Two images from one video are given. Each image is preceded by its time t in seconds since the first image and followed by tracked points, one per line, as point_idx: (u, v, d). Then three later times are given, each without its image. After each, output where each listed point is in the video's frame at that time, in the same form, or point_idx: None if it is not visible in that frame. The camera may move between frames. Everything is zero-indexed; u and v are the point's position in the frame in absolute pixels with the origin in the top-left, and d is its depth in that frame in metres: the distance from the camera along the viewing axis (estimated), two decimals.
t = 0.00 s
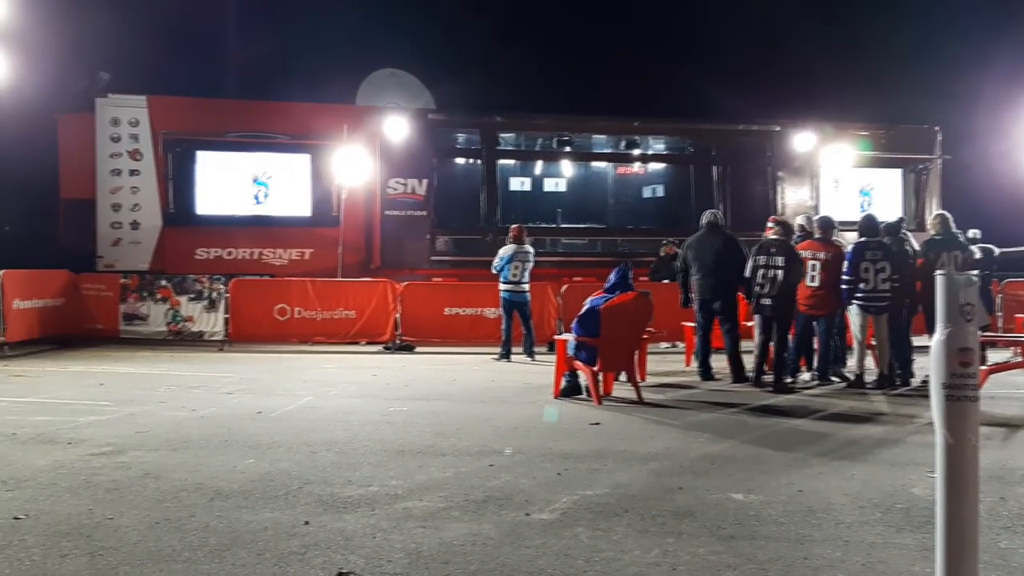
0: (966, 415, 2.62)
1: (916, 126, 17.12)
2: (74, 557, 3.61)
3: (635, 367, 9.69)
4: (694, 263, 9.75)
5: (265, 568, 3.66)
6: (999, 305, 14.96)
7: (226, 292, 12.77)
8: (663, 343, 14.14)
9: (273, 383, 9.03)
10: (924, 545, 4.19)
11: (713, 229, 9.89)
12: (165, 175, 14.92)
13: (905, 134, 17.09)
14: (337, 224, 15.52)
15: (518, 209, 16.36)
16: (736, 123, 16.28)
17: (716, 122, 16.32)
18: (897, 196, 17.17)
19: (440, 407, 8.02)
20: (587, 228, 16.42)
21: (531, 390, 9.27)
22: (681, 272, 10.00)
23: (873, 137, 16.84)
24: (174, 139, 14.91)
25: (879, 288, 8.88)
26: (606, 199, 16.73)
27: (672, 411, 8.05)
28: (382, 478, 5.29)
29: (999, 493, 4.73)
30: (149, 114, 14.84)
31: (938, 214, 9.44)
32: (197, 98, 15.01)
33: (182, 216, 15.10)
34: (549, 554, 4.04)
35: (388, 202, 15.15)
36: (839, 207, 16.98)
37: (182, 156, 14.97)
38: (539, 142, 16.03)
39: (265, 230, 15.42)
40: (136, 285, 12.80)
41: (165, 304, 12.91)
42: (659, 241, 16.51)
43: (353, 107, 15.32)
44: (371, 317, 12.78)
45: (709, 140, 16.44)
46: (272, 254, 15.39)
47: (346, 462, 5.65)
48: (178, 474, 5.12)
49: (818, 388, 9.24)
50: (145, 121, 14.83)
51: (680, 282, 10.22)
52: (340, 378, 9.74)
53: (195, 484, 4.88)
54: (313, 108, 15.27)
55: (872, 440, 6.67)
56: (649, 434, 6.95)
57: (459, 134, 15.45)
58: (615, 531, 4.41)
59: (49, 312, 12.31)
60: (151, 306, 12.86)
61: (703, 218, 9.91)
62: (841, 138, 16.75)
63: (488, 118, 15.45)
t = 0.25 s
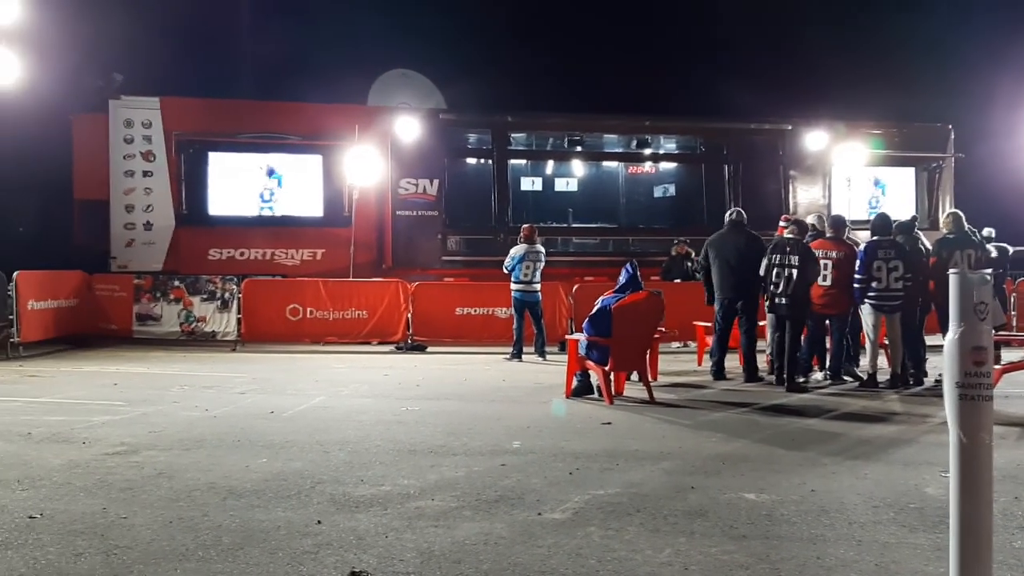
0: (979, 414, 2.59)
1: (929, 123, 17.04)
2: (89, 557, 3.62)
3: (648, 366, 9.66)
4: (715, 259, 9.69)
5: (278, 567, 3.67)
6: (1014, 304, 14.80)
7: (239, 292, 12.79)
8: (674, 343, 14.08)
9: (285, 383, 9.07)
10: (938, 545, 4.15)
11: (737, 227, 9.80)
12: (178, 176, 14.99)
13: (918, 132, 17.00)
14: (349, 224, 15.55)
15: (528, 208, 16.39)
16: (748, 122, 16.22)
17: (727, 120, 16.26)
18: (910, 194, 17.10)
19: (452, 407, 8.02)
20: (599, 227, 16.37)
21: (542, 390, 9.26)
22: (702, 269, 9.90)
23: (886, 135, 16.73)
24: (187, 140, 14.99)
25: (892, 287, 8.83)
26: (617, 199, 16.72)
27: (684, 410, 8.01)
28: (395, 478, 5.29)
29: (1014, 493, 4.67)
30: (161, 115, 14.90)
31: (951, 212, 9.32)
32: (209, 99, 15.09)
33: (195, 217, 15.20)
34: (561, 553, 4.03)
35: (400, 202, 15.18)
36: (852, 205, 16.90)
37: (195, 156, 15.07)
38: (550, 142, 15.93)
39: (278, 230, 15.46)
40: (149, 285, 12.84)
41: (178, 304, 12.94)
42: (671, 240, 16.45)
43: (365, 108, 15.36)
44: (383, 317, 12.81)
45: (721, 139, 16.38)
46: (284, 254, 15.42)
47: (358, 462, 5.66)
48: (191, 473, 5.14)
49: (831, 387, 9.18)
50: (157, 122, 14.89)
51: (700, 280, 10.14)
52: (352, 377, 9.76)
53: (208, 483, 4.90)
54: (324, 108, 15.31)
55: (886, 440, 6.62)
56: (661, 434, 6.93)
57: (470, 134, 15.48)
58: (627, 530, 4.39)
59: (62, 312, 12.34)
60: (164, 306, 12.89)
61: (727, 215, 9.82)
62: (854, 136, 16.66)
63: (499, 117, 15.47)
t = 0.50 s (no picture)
0: (988, 414, 2.56)
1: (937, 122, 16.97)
2: (98, 555, 3.63)
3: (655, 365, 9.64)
4: (729, 256, 9.67)
5: (287, 565, 3.68)
6: None
7: (247, 291, 12.80)
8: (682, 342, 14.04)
9: (293, 382, 9.08)
10: (947, 544, 4.13)
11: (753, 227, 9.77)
12: (186, 175, 15.04)
13: (927, 130, 16.93)
14: (356, 223, 15.57)
15: (536, 207, 16.36)
16: (756, 121, 16.18)
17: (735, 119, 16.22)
18: (918, 192, 17.04)
19: (459, 406, 8.02)
20: (607, 226, 16.33)
21: (550, 389, 9.24)
22: (715, 267, 9.87)
23: (894, 134, 16.69)
24: (195, 139, 15.03)
25: (900, 285, 8.77)
26: (624, 199, 16.57)
27: (692, 409, 7.99)
28: (403, 476, 5.29)
29: None
30: (169, 115, 14.95)
31: (959, 211, 9.32)
32: (217, 99, 15.13)
33: (203, 216, 15.24)
34: (569, 552, 4.03)
35: (408, 201, 15.17)
36: (861, 204, 16.83)
37: (203, 156, 15.10)
38: (557, 141, 15.99)
39: (286, 230, 15.49)
40: (158, 284, 12.89)
41: (187, 304, 12.96)
42: (679, 239, 16.40)
43: (373, 107, 15.38)
44: (390, 315, 12.81)
45: (729, 138, 16.33)
46: (292, 254, 15.45)
47: (366, 460, 5.66)
48: (200, 471, 5.15)
49: (840, 386, 9.13)
50: (165, 122, 14.93)
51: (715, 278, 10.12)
52: (360, 376, 9.76)
53: (216, 481, 4.92)
54: (332, 108, 15.35)
55: (895, 439, 6.58)
56: (670, 433, 6.91)
57: (478, 134, 15.51)
58: (635, 529, 4.38)
59: (71, 311, 12.38)
60: (172, 305, 12.92)
61: (745, 214, 9.80)
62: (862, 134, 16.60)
63: (506, 117, 15.47)
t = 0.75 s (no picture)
0: (997, 415, 2.54)
1: (947, 120, 16.86)
2: (108, 553, 3.64)
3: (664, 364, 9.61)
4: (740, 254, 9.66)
5: (296, 563, 3.69)
6: None
7: (256, 290, 12.81)
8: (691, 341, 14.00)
9: (302, 381, 9.11)
10: (957, 544, 4.10)
11: (766, 225, 9.72)
12: (196, 175, 15.09)
13: (936, 129, 16.84)
14: (365, 222, 15.61)
15: (544, 206, 16.38)
16: (764, 120, 16.13)
17: (744, 118, 16.17)
18: (927, 191, 16.93)
19: (468, 405, 8.02)
20: (615, 225, 16.29)
21: (558, 388, 9.23)
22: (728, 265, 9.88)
23: (903, 132, 16.62)
24: (204, 139, 15.10)
25: (910, 284, 8.70)
26: (633, 197, 16.59)
27: (701, 409, 7.97)
28: (411, 475, 5.30)
29: None
30: (178, 115, 15.01)
31: (971, 211, 9.26)
32: (226, 99, 15.18)
33: (212, 216, 15.29)
34: (577, 551, 4.02)
35: (416, 200, 15.24)
36: (870, 203, 16.73)
37: (212, 155, 15.16)
38: (566, 140, 15.95)
39: (294, 229, 15.52)
40: (168, 283, 12.96)
41: (196, 303, 12.98)
42: (687, 238, 16.35)
43: (381, 106, 15.38)
44: (399, 314, 12.82)
45: (737, 136, 16.29)
46: (301, 253, 15.47)
47: (374, 459, 5.67)
48: (209, 470, 5.17)
49: (849, 386, 9.07)
50: (175, 122, 14.99)
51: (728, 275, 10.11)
52: (368, 375, 9.78)
53: (225, 480, 4.93)
54: (341, 107, 15.37)
55: (904, 438, 6.54)
56: (678, 432, 6.89)
57: (486, 133, 15.53)
58: (643, 528, 4.37)
59: (81, 310, 12.43)
60: (182, 304, 12.97)
61: (758, 212, 9.76)
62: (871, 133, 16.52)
63: (514, 116, 15.47)
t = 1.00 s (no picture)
0: (1007, 414, 2.52)
1: (955, 119, 16.80)
2: (115, 551, 3.65)
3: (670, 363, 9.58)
4: (749, 254, 9.65)
5: (303, 561, 3.69)
6: None
7: (263, 289, 12.85)
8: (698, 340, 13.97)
9: (309, 380, 9.12)
10: (965, 544, 4.08)
11: (774, 224, 9.65)
12: (203, 174, 15.12)
13: (944, 127, 16.79)
14: (372, 221, 15.63)
15: (551, 204, 16.40)
16: (771, 118, 16.11)
17: (751, 117, 16.14)
18: (936, 190, 16.90)
19: (474, 404, 8.02)
20: (622, 224, 16.26)
21: (564, 387, 9.22)
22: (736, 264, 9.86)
23: (911, 131, 16.58)
24: (211, 138, 15.10)
25: (917, 283, 8.66)
26: (640, 196, 16.62)
27: (708, 408, 7.94)
28: (418, 474, 5.30)
29: None
30: (185, 114, 15.04)
31: (984, 211, 9.20)
32: (233, 98, 15.20)
33: (218, 215, 15.32)
34: (584, 550, 4.01)
35: (422, 199, 15.18)
36: (878, 202, 16.68)
37: (219, 155, 15.18)
38: (573, 139, 15.94)
39: (301, 228, 15.55)
40: (175, 283, 12.97)
41: (203, 302, 13.02)
42: (694, 237, 16.31)
43: (387, 105, 15.40)
44: (405, 314, 12.83)
45: (744, 135, 16.25)
46: (307, 252, 15.50)
47: (380, 458, 5.67)
48: (216, 469, 5.18)
49: (857, 385, 9.01)
50: (182, 121, 15.02)
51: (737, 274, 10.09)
52: (375, 374, 9.79)
53: (232, 478, 4.94)
54: (348, 106, 15.39)
55: (912, 438, 6.51)
56: (685, 431, 6.87)
57: (493, 132, 15.51)
58: (650, 527, 4.36)
59: (89, 309, 12.47)
60: (189, 303, 13.00)
61: (765, 212, 9.69)
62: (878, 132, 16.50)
63: (521, 115, 15.48)
